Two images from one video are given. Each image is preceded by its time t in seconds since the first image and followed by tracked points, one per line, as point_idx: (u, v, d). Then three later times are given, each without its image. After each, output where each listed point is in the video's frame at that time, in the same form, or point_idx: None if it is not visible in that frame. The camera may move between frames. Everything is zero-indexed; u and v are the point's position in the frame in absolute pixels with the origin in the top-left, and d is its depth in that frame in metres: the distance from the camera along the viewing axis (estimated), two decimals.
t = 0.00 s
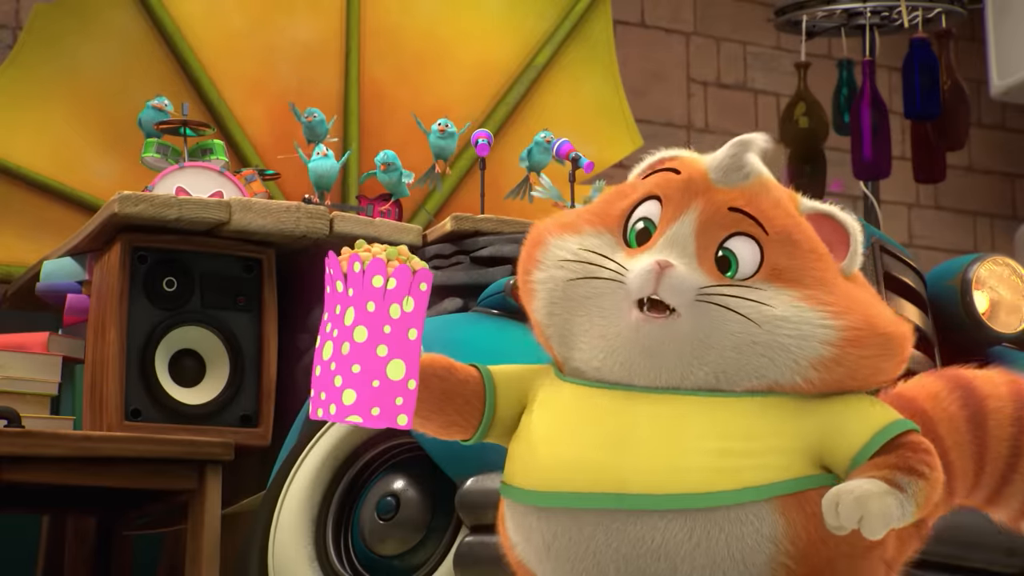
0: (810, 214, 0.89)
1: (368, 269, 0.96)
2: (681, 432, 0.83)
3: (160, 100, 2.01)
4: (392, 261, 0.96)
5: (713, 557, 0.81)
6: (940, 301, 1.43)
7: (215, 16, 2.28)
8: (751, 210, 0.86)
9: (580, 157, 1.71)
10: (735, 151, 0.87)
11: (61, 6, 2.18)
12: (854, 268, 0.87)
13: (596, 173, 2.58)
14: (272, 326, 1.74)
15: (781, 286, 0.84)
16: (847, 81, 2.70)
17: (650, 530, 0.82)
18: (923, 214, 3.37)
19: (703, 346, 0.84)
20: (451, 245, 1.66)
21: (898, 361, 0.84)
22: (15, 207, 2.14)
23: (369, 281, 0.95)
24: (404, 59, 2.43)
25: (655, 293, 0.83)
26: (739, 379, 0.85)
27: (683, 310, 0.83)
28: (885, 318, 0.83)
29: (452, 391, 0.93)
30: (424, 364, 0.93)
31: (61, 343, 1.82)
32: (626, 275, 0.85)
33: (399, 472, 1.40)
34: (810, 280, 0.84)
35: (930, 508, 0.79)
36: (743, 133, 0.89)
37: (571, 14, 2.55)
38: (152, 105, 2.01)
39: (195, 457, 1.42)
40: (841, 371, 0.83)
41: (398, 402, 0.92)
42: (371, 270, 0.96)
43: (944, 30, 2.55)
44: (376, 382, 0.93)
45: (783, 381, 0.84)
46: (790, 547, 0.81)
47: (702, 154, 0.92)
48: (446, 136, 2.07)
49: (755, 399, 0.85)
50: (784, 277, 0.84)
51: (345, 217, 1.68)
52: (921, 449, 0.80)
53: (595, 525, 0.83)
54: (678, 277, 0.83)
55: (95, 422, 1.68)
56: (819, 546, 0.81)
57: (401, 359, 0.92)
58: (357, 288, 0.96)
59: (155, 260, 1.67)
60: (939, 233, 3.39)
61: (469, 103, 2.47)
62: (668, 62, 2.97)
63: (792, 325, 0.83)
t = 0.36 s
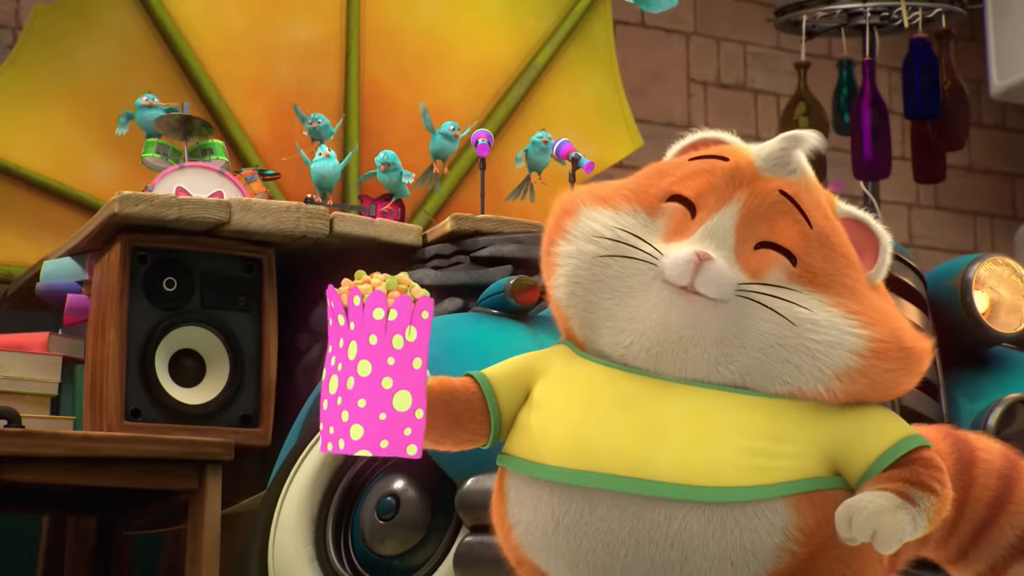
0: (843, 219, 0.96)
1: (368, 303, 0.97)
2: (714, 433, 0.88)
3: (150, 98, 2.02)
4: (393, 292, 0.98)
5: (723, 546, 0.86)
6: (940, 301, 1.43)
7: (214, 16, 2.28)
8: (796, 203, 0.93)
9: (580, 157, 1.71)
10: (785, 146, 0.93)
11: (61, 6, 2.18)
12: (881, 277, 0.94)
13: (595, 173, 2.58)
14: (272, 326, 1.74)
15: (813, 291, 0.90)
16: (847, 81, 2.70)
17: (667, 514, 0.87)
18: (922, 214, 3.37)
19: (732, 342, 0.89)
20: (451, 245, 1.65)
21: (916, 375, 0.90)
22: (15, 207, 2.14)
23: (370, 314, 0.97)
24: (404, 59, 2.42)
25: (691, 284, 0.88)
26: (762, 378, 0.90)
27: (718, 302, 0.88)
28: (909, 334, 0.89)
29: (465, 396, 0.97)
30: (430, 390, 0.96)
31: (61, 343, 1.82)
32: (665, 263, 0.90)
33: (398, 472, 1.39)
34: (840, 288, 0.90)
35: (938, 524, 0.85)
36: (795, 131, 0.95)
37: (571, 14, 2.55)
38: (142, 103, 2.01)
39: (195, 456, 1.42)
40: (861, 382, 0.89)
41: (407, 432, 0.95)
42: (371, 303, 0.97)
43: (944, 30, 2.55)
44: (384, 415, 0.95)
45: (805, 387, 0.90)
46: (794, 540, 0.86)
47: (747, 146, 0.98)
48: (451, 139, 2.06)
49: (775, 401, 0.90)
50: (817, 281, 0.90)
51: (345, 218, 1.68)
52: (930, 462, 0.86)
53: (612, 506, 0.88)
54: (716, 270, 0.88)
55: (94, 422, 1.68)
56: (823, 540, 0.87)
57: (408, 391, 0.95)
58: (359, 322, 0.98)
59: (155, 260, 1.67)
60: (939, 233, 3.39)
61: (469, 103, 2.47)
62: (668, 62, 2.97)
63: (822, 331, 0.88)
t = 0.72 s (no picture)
0: (847, 218, 0.96)
1: (375, 292, 0.99)
2: (715, 431, 0.88)
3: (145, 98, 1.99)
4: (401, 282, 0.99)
5: (723, 546, 0.86)
6: (940, 301, 1.43)
7: (214, 16, 2.28)
8: (798, 203, 0.93)
9: (580, 157, 1.71)
10: (788, 145, 0.94)
11: (61, 5, 2.18)
12: (882, 278, 0.94)
13: (596, 173, 2.57)
14: (272, 326, 1.74)
15: (815, 289, 0.90)
16: (848, 81, 2.69)
17: (666, 512, 0.87)
18: (922, 214, 3.37)
19: (733, 338, 0.89)
20: (451, 245, 1.65)
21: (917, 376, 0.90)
22: (15, 207, 2.15)
23: (377, 303, 0.98)
24: (404, 59, 2.42)
25: (693, 279, 0.89)
26: (762, 375, 0.90)
27: (720, 299, 0.89)
28: (910, 335, 0.90)
29: (465, 395, 0.97)
30: (434, 381, 0.96)
31: (61, 343, 1.82)
32: (666, 259, 0.90)
33: (398, 472, 1.39)
34: (841, 287, 0.90)
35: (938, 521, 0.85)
36: (799, 130, 0.95)
37: (571, 14, 2.55)
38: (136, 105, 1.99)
39: (195, 457, 1.42)
40: (861, 381, 0.89)
41: (411, 423, 0.95)
42: (379, 292, 0.98)
43: (944, 30, 2.55)
44: (388, 404, 0.96)
45: (806, 385, 0.90)
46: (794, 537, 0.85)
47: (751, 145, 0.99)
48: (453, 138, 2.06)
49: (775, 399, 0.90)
50: (818, 280, 0.90)
51: (345, 218, 1.68)
52: (930, 460, 0.86)
53: (611, 504, 0.87)
54: (718, 267, 0.88)
55: (95, 422, 1.68)
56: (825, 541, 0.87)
57: (412, 381, 0.95)
58: (367, 311, 0.99)
59: (155, 260, 1.67)
60: (939, 233, 3.39)
61: (469, 103, 2.47)
62: (668, 62, 2.97)
63: (823, 328, 0.88)
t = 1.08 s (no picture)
0: (800, 183, 0.93)
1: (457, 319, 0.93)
2: (737, 420, 0.86)
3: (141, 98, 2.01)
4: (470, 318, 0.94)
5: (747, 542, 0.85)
6: (940, 301, 1.44)
7: (214, 16, 2.28)
8: (752, 178, 0.89)
9: (580, 157, 1.71)
10: (734, 126, 0.89)
11: (61, 6, 2.18)
12: (844, 237, 0.92)
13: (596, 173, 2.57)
14: (272, 326, 1.74)
15: (785, 260, 0.87)
16: (847, 81, 2.70)
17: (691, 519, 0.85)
18: (922, 214, 3.37)
19: (714, 317, 0.87)
20: (451, 244, 1.65)
21: (895, 324, 0.88)
22: (15, 207, 2.15)
23: (447, 329, 0.93)
24: (404, 59, 2.42)
25: (666, 269, 0.85)
26: (751, 351, 0.87)
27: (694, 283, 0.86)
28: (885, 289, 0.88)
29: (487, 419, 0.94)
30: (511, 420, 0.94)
31: (61, 343, 1.82)
32: (635, 253, 0.87)
33: (398, 473, 1.42)
34: (812, 253, 0.88)
35: (810, 515, 0.81)
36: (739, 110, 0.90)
37: (571, 15, 2.55)
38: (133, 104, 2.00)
39: (195, 456, 1.42)
40: (847, 340, 0.86)
41: (508, 469, 0.91)
42: (470, 331, 0.93)
43: (944, 30, 2.55)
44: (490, 449, 0.90)
45: (794, 351, 0.87)
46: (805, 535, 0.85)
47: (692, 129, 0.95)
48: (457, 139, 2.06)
49: (767, 376, 0.88)
50: (786, 250, 0.88)
51: (345, 218, 1.68)
52: (850, 442, 0.82)
53: (634, 514, 0.86)
54: (687, 253, 0.85)
55: (94, 422, 1.68)
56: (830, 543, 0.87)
57: (506, 424, 0.92)
58: (443, 335, 0.93)
59: (155, 260, 1.67)
60: (939, 233, 3.39)
61: (469, 103, 2.46)
62: (669, 62, 2.97)
63: (801, 296, 0.86)
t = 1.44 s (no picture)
0: (736, 169, 0.95)
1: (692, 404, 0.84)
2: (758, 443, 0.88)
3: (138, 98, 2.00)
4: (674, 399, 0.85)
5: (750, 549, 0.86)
6: (940, 301, 1.44)
7: (214, 16, 2.28)
8: (691, 200, 0.92)
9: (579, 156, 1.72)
10: (645, 157, 0.93)
11: (61, 5, 2.18)
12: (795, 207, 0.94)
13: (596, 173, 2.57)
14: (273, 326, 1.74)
15: (748, 262, 0.89)
16: (848, 81, 2.69)
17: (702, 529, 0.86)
18: (923, 214, 3.37)
19: (697, 339, 0.89)
20: (451, 245, 1.65)
21: (873, 286, 0.90)
22: (15, 207, 2.15)
23: (694, 415, 0.84)
24: (404, 59, 2.43)
25: (635, 313, 0.89)
26: (749, 362, 0.89)
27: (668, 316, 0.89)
28: (847, 251, 0.91)
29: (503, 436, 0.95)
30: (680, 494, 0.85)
31: (61, 343, 1.82)
32: (600, 304, 0.90)
33: (399, 473, 1.41)
34: (771, 246, 0.90)
35: (775, 534, 0.83)
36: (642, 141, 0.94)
37: (571, 15, 2.56)
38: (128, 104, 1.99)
39: (195, 457, 1.42)
40: (832, 318, 0.89)
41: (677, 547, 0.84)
42: (661, 413, 0.83)
43: (944, 30, 2.55)
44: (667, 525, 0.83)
45: (788, 346, 0.89)
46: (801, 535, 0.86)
47: (618, 159, 0.98)
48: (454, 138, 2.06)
49: (779, 394, 0.90)
50: (746, 253, 0.90)
51: (345, 218, 1.68)
52: (824, 459, 0.83)
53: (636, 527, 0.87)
54: (649, 293, 0.88)
55: (94, 422, 1.68)
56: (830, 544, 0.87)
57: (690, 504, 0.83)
58: (677, 422, 0.83)
59: (155, 260, 1.67)
60: (939, 233, 3.39)
61: (469, 103, 2.46)
62: (668, 62, 2.97)
63: (771, 295, 0.88)
